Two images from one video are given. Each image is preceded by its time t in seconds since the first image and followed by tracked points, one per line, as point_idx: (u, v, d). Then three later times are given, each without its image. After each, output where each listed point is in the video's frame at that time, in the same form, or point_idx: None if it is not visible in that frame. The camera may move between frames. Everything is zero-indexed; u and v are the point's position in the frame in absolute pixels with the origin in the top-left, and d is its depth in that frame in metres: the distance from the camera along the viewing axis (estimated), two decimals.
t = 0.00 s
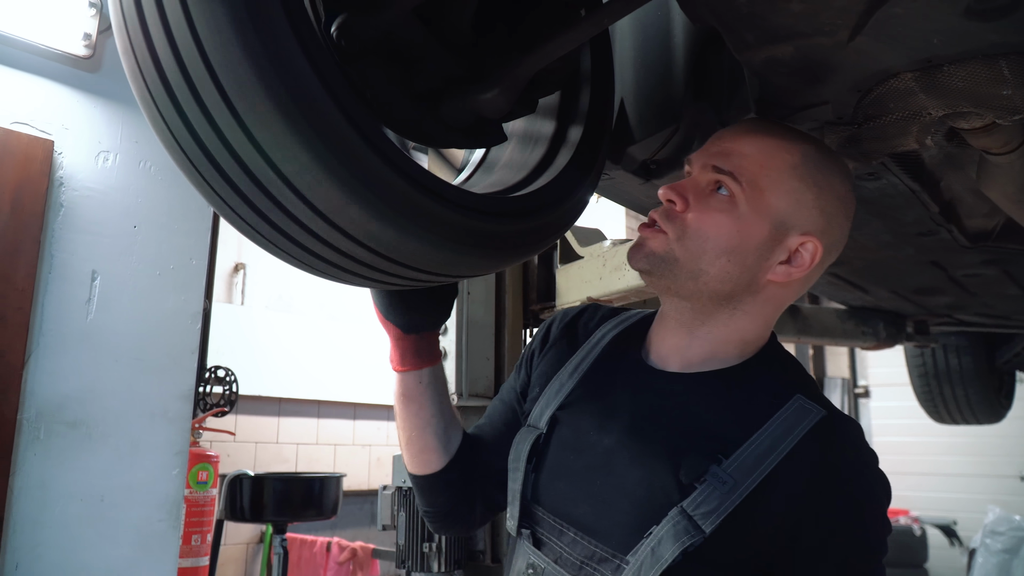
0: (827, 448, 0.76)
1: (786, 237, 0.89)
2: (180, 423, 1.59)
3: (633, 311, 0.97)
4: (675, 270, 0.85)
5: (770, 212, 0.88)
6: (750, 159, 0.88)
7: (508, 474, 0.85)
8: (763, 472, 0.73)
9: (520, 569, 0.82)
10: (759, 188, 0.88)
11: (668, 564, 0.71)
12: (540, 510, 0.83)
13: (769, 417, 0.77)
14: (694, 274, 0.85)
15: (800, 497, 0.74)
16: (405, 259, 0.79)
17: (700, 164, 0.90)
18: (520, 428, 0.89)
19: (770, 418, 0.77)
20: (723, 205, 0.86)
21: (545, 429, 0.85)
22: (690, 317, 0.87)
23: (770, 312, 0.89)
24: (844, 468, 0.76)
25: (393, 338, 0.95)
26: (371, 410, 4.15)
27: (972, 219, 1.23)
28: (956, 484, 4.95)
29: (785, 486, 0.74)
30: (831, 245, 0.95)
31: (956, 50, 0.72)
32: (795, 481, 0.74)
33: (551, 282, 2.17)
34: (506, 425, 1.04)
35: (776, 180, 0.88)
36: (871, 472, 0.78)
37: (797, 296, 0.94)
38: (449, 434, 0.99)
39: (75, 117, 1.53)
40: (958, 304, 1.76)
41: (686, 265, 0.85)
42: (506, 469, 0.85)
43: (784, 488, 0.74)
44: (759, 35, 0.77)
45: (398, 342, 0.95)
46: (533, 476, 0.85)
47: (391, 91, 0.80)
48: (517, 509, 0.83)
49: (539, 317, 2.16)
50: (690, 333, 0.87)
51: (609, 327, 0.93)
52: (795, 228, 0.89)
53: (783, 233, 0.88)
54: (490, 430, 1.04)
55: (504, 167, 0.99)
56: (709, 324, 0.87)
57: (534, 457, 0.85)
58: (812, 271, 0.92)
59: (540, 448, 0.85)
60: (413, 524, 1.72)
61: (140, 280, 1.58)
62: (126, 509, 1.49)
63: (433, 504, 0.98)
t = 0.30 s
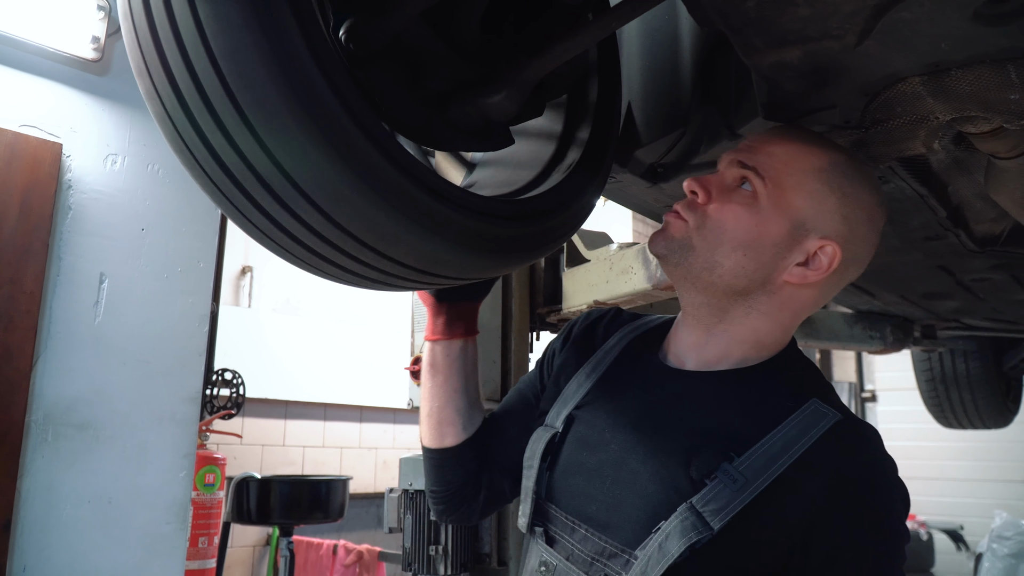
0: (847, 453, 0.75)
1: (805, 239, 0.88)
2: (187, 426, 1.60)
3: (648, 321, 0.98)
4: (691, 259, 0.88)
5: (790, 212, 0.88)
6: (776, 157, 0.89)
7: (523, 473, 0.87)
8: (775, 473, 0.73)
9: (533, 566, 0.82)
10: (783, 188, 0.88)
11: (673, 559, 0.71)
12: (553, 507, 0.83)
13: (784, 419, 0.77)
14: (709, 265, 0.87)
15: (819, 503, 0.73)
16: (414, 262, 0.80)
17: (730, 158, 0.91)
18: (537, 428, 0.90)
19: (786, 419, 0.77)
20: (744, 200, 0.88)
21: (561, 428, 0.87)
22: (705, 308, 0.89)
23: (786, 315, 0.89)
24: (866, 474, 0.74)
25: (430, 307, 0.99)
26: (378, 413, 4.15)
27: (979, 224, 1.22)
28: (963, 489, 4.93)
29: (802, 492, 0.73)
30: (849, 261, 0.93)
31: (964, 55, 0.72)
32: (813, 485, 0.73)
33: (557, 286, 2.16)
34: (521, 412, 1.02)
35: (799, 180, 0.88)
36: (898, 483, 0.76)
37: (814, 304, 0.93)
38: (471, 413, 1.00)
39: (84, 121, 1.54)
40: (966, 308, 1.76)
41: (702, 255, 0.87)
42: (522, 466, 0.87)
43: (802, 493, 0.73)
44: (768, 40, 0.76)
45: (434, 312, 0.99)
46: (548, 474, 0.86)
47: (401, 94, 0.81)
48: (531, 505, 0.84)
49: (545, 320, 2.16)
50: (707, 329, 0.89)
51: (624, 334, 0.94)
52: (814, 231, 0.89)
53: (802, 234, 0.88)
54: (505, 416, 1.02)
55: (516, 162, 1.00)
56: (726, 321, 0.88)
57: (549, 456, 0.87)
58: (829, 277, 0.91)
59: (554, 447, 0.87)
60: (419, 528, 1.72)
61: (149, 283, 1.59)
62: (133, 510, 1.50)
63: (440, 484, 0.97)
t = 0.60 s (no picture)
0: (857, 465, 0.76)
1: (831, 248, 0.85)
2: (194, 427, 1.61)
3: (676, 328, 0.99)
4: (715, 259, 0.87)
5: (820, 222, 0.85)
6: (809, 164, 0.87)
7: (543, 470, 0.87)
8: (787, 482, 0.73)
9: (546, 561, 0.85)
10: (811, 194, 0.85)
11: (678, 559, 0.72)
12: (568, 505, 0.84)
13: (799, 429, 0.78)
14: (733, 267, 0.86)
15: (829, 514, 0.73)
16: (433, 269, 0.82)
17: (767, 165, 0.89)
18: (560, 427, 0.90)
19: (801, 429, 0.77)
20: (773, 206, 0.85)
21: (581, 430, 0.87)
22: (729, 311, 0.88)
23: (810, 325, 0.86)
24: (874, 487, 0.75)
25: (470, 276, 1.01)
26: (383, 415, 4.16)
27: (986, 228, 1.21)
28: (970, 493, 4.91)
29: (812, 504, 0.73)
30: (877, 274, 0.88)
31: (970, 58, 0.72)
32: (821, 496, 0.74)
33: (563, 289, 2.12)
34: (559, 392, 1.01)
35: (828, 187, 0.85)
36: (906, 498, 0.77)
37: (844, 315, 0.89)
38: (496, 387, 1.00)
39: (93, 124, 1.55)
40: (972, 311, 1.76)
41: (726, 257, 0.86)
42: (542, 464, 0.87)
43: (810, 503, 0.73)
44: (774, 42, 0.74)
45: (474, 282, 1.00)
46: (566, 473, 0.86)
47: (409, 98, 0.82)
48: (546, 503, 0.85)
49: (551, 323, 2.15)
50: (728, 333, 0.88)
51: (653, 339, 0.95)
52: (841, 240, 0.85)
53: (828, 243, 0.84)
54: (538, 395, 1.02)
55: (519, 177, 0.97)
56: (747, 326, 0.86)
57: (568, 456, 0.87)
58: (856, 288, 0.87)
59: (575, 447, 0.87)
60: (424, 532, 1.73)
61: (157, 285, 1.60)
62: (141, 511, 1.51)
63: (461, 449, 0.99)
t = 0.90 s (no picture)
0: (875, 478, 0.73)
1: (858, 263, 0.85)
2: (199, 428, 1.61)
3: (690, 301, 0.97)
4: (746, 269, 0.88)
5: (849, 238, 0.85)
6: (843, 181, 0.88)
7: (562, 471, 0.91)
8: (798, 486, 0.74)
9: (559, 561, 0.87)
10: (841, 210, 0.86)
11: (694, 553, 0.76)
12: (583, 506, 0.88)
13: (810, 441, 0.78)
14: (763, 277, 0.87)
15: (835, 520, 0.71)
16: (450, 275, 0.83)
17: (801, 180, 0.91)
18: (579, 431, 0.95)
19: (813, 440, 0.78)
20: (803, 219, 0.87)
21: (601, 433, 0.91)
22: (757, 321, 0.88)
23: (834, 339, 0.86)
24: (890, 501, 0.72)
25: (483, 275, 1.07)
26: (387, 416, 4.16)
27: (990, 230, 1.21)
28: (974, 494, 4.90)
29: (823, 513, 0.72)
30: (902, 294, 0.88)
31: (976, 61, 0.72)
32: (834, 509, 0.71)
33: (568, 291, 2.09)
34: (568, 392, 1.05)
35: (858, 204, 0.86)
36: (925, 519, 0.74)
37: (868, 331, 0.89)
38: (502, 380, 1.06)
39: (98, 125, 1.56)
40: (976, 313, 1.75)
41: (756, 267, 0.87)
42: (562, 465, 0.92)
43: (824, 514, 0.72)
44: (782, 46, 0.74)
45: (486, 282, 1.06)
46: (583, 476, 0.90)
47: (416, 99, 0.82)
48: (562, 503, 0.88)
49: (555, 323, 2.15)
50: (751, 342, 0.89)
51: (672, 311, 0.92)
52: (868, 257, 0.85)
53: (856, 258, 0.85)
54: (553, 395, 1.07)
55: (528, 173, 0.97)
56: (772, 336, 0.87)
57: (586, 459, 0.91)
58: (881, 305, 0.86)
59: (593, 449, 0.90)
60: (429, 532, 1.73)
61: (163, 285, 1.61)
62: (144, 511, 1.52)
63: (472, 438, 1.06)
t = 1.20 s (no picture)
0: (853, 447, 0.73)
1: (856, 259, 0.88)
2: (197, 429, 1.61)
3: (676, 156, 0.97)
4: (747, 262, 0.89)
5: (848, 235, 0.89)
6: (843, 184, 0.91)
7: (560, 475, 0.91)
8: (775, 458, 0.74)
9: (558, 563, 0.87)
10: (841, 207, 0.89)
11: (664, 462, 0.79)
12: (578, 507, 0.87)
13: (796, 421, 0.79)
14: (763, 269, 0.88)
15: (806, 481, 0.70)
16: (421, 266, 0.78)
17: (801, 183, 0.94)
18: (576, 433, 0.95)
19: (797, 421, 0.78)
20: (805, 214, 0.89)
21: (597, 434, 0.90)
22: (754, 315, 0.89)
23: (831, 334, 0.88)
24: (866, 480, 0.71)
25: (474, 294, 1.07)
26: (386, 417, 4.15)
27: (990, 232, 1.21)
28: (972, 496, 4.90)
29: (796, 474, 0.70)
30: (894, 295, 0.91)
31: (977, 65, 0.71)
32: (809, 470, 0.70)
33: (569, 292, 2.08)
34: (558, 406, 1.07)
35: (858, 203, 0.89)
36: (893, 524, 0.71)
37: (862, 330, 0.91)
38: (499, 397, 1.06)
39: (97, 125, 1.56)
40: (976, 315, 1.75)
41: (757, 260, 0.89)
42: (559, 467, 0.92)
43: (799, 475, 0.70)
44: (783, 49, 0.73)
45: (478, 300, 1.07)
46: (580, 477, 0.90)
47: (418, 100, 0.82)
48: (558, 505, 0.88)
49: (556, 325, 2.12)
50: (747, 341, 0.89)
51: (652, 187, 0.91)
52: (866, 253, 0.88)
53: (853, 254, 0.88)
54: (543, 410, 1.08)
55: (519, 186, 0.98)
56: (771, 329, 0.88)
57: (583, 461, 0.91)
58: (877, 301, 0.89)
59: (589, 452, 0.91)
60: (429, 534, 1.73)
61: (160, 287, 1.60)
62: (143, 512, 1.51)
63: (474, 459, 1.05)
